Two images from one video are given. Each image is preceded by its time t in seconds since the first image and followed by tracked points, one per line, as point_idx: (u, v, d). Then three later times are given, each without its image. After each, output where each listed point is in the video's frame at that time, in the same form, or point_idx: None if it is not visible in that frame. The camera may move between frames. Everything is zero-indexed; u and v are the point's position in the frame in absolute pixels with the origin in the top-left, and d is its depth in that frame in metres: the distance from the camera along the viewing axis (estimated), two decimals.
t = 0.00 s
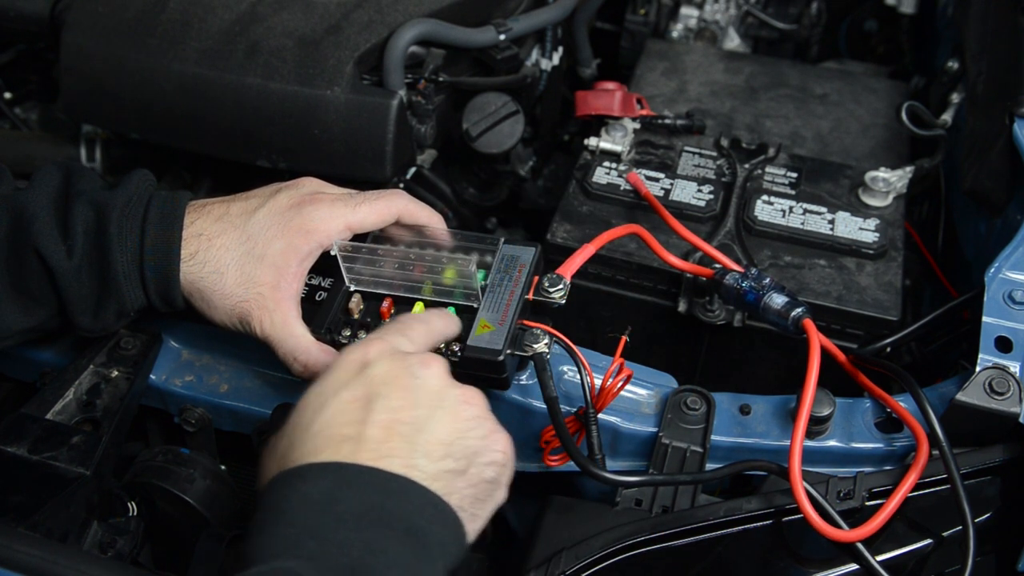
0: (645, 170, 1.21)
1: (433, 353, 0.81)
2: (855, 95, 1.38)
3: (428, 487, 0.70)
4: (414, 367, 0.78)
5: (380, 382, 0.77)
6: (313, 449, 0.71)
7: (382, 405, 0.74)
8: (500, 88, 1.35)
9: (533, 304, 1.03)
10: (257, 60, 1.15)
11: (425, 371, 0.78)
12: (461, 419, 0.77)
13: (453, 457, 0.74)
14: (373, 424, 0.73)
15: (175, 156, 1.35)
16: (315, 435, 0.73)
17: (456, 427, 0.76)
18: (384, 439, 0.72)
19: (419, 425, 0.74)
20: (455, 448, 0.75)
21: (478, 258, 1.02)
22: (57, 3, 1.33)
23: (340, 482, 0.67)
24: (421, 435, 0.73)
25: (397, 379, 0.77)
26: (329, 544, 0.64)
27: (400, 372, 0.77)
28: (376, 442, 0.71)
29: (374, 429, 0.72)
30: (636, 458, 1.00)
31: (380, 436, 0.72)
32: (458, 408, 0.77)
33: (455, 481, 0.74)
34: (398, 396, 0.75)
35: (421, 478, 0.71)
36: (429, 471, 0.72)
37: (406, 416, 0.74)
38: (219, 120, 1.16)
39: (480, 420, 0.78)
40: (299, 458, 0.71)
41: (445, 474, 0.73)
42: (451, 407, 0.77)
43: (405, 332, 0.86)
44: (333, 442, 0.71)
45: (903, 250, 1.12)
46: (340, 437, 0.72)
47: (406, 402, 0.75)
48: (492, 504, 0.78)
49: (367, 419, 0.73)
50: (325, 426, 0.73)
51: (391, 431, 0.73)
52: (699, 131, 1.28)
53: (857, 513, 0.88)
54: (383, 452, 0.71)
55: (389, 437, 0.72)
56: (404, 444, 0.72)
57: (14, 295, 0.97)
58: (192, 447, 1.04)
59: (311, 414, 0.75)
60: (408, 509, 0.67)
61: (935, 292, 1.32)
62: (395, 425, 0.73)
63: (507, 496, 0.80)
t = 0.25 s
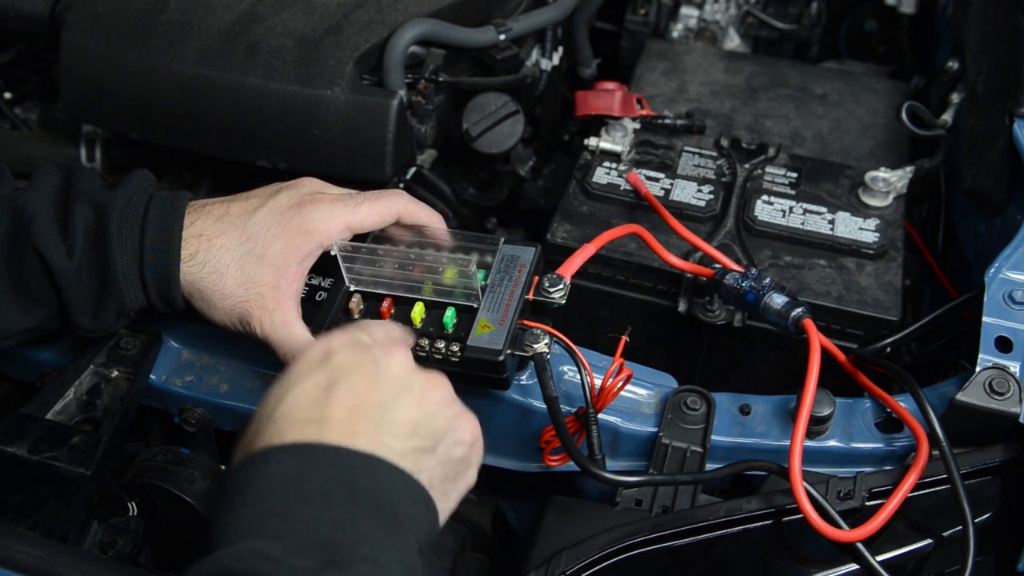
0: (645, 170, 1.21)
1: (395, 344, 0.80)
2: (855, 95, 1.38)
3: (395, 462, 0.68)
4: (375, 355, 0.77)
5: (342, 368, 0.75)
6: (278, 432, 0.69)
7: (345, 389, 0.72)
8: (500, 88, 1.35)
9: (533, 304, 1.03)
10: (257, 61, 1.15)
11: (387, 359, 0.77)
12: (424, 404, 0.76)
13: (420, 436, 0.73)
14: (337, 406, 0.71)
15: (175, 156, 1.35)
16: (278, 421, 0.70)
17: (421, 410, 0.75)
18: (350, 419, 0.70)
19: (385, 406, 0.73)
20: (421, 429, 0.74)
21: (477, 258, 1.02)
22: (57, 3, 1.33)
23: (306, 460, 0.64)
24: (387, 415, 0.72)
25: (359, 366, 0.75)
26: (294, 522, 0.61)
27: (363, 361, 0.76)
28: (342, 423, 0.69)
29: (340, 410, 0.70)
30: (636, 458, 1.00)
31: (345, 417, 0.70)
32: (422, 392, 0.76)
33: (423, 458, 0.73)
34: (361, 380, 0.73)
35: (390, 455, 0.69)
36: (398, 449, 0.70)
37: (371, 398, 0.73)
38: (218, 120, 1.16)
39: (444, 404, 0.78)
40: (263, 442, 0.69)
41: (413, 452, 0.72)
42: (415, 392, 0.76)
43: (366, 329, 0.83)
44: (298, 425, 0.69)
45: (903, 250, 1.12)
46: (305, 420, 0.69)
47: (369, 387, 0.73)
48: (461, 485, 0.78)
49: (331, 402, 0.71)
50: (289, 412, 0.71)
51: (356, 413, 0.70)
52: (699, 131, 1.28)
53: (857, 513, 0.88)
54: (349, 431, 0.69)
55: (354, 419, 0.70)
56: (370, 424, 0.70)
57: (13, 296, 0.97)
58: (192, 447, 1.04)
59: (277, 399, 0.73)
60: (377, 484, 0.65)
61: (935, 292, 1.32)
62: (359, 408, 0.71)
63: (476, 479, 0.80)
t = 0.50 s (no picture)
0: (645, 170, 1.21)
1: (415, 182, 0.78)
2: (855, 95, 1.38)
3: (417, 307, 0.64)
4: (392, 197, 0.74)
5: (358, 212, 0.73)
6: (293, 284, 0.66)
7: (362, 234, 0.69)
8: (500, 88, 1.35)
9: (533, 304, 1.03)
10: (257, 60, 1.15)
11: (406, 201, 0.75)
12: (449, 240, 0.74)
13: (441, 279, 0.70)
14: (351, 254, 0.67)
15: (175, 156, 1.35)
16: (294, 272, 0.67)
17: (443, 248, 0.73)
18: (367, 265, 0.66)
19: (404, 250, 0.70)
20: (443, 271, 0.71)
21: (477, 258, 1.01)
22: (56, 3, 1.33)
23: (319, 309, 0.61)
24: (406, 259, 0.69)
25: (377, 207, 0.73)
26: (311, 372, 0.57)
27: (379, 200, 0.74)
28: (358, 269, 0.65)
29: (357, 253, 0.67)
30: (636, 458, 1.00)
31: (363, 261, 0.66)
32: (446, 230, 0.74)
33: (445, 303, 0.69)
34: (378, 224, 0.71)
35: (409, 301, 0.64)
36: (419, 291, 0.66)
37: (387, 241, 0.70)
38: (218, 120, 1.16)
39: (467, 243, 0.75)
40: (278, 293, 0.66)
41: (435, 297, 0.68)
42: (438, 229, 0.74)
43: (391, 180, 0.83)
44: (311, 276, 0.65)
45: (903, 250, 1.12)
46: (320, 271, 0.65)
47: (386, 227, 0.71)
48: (489, 328, 0.75)
49: (347, 246, 0.68)
50: (304, 263, 0.68)
51: (373, 258, 0.67)
52: (699, 131, 1.28)
53: (857, 513, 0.88)
54: (365, 278, 0.65)
55: (372, 261, 0.67)
56: (388, 268, 0.67)
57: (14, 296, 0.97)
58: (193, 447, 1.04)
59: (295, 251, 0.70)
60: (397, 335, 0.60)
61: (935, 292, 1.32)
62: (376, 253, 0.68)
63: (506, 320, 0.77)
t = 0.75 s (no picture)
0: (645, 170, 1.21)
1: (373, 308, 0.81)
2: (855, 95, 1.38)
3: (374, 436, 0.69)
4: (351, 318, 0.78)
5: (315, 334, 0.77)
6: (255, 402, 0.70)
7: (322, 356, 0.74)
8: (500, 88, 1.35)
9: (533, 304, 1.02)
10: (257, 60, 1.15)
11: (363, 323, 0.78)
12: (402, 368, 0.77)
13: (397, 408, 0.74)
14: (312, 375, 0.72)
15: (175, 156, 1.35)
16: (249, 392, 0.71)
17: (398, 379, 0.75)
18: (327, 390, 0.71)
19: (362, 375, 0.74)
20: (398, 399, 0.74)
21: (477, 258, 1.02)
22: (56, 3, 1.33)
23: (289, 430, 0.66)
24: (365, 386, 0.73)
25: (333, 330, 0.77)
26: (277, 494, 0.63)
27: (337, 323, 0.78)
28: (320, 393, 0.70)
29: (317, 378, 0.72)
30: (636, 458, 1.00)
31: (322, 386, 0.71)
32: (399, 360, 0.77)
33: (401, 431, 0.74)
34: (337, 347, 0.75)
35: (369, 427, 0.70)
36: (376, 420, 0.71)
37: (347, 365, 0.74)
38: (218, 120, 1.16)
39: (420, 372, 0.78)
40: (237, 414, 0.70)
41: (391, 424, 0.72)
42: (391, 359, 0.77)
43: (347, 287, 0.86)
44: (275, 396, 0.70)
45: (903, 250, 1.12)
46: (283, 390, 0.70)
47: (345, 353, 0.75)
48: (435, 455, 0.80)
49: (304, 371, 0.72)
50: (263, 381, 0.72)
51: (334, 383, 0.72)
52: (699, 131, 1.28)
53: (857, 513, 0.88)
54: (329, 401, 0.70)
55: (332, 388, 0.71)
56: (349, 395, 0.71)
57: (14, 296, 0.97)
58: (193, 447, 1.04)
59: (250, 371, 0.74)
60: (351, 459, 0.66)
61: (935, 292, 1.32)
62: (337, 376, 0.73)
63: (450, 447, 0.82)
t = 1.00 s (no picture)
0: (645, 170, 1.21)
1: (444, 373, 0.78)
2: (855, 95, 1.38)
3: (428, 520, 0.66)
4: (422, 387, 0.76)
5: (384, 397, 0.74)
6: (312, 469, 0.67)
7: (386, 424, 0.71)
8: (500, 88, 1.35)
9: (533, 304, 1.02)
10: (258, 60, 1.15)
11: (433, 394, 0.76)
12: (466, 446, 0.74)
13: (456, 489, 0.71)
14: (375, 446, 0.69)
15: (175, 156, 1.35)
16: (311, 455, 0.68)
17: (461, 456, 0.73)
18: (389, 464, 0.68)
19: (424, 452, 0.71)
20: (458, 480, 0.71)
21: (477, 259, 1.02)
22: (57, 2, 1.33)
23: (342, 510, 0.63)
24: (425, 462, 0.70)
25: (402, 398, 0.74)
26: None
27: (406, 390, 0.75)
28: (381, 467, 0.67)
29: (380, 450, 0.69)
30: (636, 458, 1.00)
31: (385, 460, 0.68)
32: (464, 435, 0.75)
33: (457, 516, 0.70)
34: (403, 417, 0.72)
35: (424, 510, 0.67)
36: (433, 503, 0.68)
37: (411, 439, 0.71)
38: (219, 120, 1.16)
39: (483, 450, 0.76)
40: (292, 479, 0.67)
41: (448, 508, 0.69)
42: (456, 434, 0.74)
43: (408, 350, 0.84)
44: (334, 464, 0.67)
45: (903, 250, 1.12)
46: (343, 458, 0.68)
47: (410, 424, 0.72)
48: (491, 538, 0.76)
49: (368, 439, 0.69)
50: (324, 443, 0.69)
51: (396, 456, 0.69)
52: (699, 131, 1.28)
53: (857, 513, 0.88)
54: (388, 478, 0.67)
55: (394, 462, 0.68)
56: (409, 470, 0.68)
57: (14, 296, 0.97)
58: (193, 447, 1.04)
59: (311, 428, 0.71)
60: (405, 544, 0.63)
61: (935, 293, 1.32)
62: (398, 449, 0.70)
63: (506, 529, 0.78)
